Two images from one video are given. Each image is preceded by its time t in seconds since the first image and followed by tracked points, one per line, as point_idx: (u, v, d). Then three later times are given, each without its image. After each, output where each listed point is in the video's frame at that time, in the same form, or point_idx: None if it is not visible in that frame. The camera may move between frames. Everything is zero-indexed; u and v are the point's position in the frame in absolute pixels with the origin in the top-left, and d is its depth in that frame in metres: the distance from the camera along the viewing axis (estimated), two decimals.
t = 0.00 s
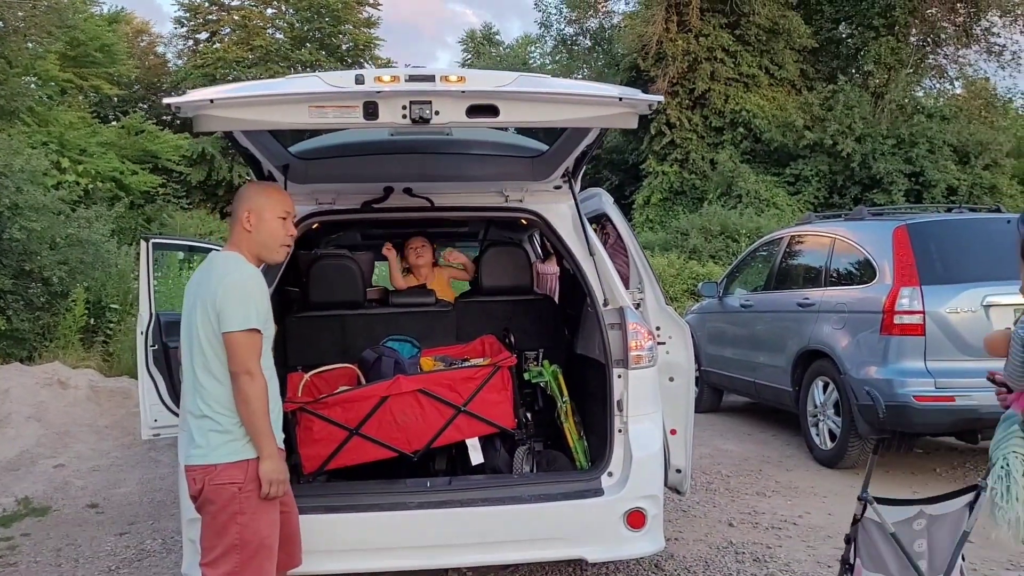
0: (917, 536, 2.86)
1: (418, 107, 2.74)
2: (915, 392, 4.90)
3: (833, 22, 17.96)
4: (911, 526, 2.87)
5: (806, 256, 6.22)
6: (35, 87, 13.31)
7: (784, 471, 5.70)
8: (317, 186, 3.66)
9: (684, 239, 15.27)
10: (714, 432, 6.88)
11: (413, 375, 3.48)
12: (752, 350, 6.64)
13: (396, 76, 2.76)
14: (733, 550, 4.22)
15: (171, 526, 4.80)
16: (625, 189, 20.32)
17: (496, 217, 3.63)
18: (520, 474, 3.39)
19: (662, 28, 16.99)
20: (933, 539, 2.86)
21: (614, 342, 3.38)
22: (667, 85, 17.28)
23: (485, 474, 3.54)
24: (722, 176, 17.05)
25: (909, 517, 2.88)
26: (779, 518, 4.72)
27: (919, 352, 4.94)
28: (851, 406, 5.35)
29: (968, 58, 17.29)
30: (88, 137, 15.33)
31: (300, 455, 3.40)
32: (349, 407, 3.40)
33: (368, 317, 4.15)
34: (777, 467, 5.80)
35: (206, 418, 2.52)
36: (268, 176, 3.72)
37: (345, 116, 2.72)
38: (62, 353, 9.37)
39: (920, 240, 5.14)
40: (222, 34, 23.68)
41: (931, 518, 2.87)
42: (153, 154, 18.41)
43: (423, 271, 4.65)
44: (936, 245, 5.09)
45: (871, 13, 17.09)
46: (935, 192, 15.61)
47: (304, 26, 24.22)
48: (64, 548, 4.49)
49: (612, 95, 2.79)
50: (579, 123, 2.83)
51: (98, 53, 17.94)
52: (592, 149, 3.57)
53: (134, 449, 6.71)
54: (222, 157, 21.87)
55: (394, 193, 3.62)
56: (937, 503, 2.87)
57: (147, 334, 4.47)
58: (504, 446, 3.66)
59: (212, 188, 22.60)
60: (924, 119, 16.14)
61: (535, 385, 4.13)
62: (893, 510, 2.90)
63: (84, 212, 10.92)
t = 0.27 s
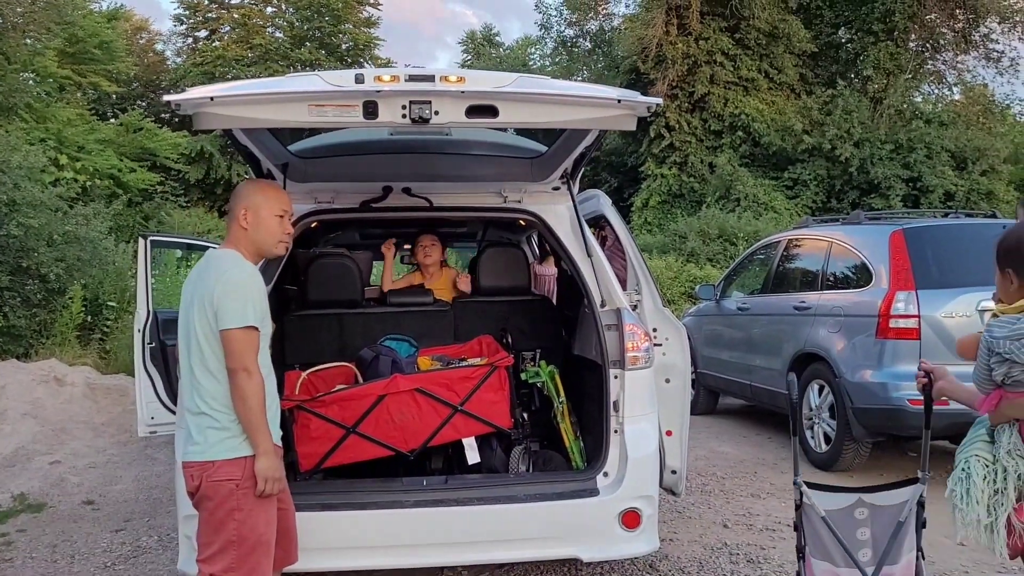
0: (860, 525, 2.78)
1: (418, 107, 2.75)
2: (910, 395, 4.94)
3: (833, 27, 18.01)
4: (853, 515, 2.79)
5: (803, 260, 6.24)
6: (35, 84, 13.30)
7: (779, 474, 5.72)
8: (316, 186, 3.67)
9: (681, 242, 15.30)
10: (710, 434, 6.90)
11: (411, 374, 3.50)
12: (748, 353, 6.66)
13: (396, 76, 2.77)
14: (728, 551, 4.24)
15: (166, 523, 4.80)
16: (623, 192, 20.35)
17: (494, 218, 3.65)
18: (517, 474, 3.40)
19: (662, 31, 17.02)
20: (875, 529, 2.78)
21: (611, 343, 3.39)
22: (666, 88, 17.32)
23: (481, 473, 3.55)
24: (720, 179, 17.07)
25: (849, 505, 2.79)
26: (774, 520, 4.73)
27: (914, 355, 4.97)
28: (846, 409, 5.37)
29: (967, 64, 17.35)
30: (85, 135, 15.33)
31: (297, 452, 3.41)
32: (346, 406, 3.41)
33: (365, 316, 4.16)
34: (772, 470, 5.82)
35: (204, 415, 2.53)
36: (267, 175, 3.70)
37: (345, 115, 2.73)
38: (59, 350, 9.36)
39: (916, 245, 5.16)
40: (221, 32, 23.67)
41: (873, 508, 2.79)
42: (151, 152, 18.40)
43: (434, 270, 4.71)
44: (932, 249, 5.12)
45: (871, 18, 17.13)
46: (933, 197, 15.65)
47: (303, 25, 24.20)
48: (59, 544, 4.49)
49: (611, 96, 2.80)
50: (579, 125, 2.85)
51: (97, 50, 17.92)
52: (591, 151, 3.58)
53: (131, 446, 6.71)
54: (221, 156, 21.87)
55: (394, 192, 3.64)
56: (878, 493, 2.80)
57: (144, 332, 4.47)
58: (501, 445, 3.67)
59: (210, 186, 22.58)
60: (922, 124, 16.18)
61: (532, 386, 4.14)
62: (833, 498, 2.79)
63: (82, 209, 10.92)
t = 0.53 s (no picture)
0: (820, 521, 2.77)
1: (421, 108, 2.77)
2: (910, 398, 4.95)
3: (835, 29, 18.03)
4: (814, 511, 2.78)
5: (804, 262, 6.25)
6: (39, 83, 13.35)
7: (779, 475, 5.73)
8: (318, 186, 3.66)
9: (683, 244, 15.30)
10: (710, 436, 6.90)
11: (412, 374, 3.52)
12: (749, 355, 6.67)
13: (398, 77, 2.79)
14: (728, 553, 4.25)
15: (169, 520, 4.82)
16: (624, 194, 20.36)
17: (496, 219, 3.66)
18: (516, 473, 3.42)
19: (664, 33, 17.04)
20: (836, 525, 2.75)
21: (611, 343, 3.41)
22: (668, 89, 17.34)
23: (481, 472, 3.58)
24: (722, 182, 17.10)
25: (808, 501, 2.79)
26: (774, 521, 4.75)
27: (915, 358, 4.95)
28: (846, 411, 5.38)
29: (969, 66, 17.36)
30: (88, 135, 15.38)
31: (299, 451, 3.43)
32: (348, 405, 3.42)
33: (367, 316, 4.19)
34: (772, 471, 5.83)
35: (207, 413, 2.54)
36: (270, 174, 3.72)
37: (349, 116, 2.75)
38: (61, 349, 9.39)
39: (917, 247, 5.17)
40: (223, 33, 23.70)
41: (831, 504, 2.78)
42: (153, 152, 18.43)
43: (440, 272, 4.75)
44: (933, 252, 5.14)
45: (873, 20, 17.15)
46: (935, 200, 15.64)
47: (305, 27, 24.21)
48: (64, 541, 4.51)
49: (612, 99, 2.81)
50: (579, 126, 2.87)
51: (100, 51, 17.96)
52: (592, 152, 3.60)
53: (133, 444, 6.73)
54: (222, 157, 21.89)
55: (395, 193, 3.65)
56: (837, 490, 2.79)
57: (147, 330, 4.50)
58: (501, 445, 3.70)
59: (211, 187, 22.61)
60: (925, 127, 16.19)
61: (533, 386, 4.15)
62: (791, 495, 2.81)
63: (85, 209, 10.95)
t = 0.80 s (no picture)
0: (775, 511, 2.79)
1: (423, 109, 2.79)
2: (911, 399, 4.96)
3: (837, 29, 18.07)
4: (768, 502, 2.80)
5: (805, 263, 6.26)
6: (43, 82, 13.37)
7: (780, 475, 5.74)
8: (321, 186, 3.68)
9: (684, 244, 15.32)
10: (711, 437, 6.92)
11: (414, 374, 3.53)
12: (750, 356, 6.67)
13: (401, 78, 2.80)
14: (728, 553, 4.26)
15: (172, 518, 4.84)
16: (625, 194, 20.39)
17: (498, 219, 3.67)
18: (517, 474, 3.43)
19: (666, 33, 17.05)
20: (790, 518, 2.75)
21: (612, 343, 3.42)
22: (670, 90, 17.35)
23: (482, 472, 3.59)
24: (724, 182, 17.11)
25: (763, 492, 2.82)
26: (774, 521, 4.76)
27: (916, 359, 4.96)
28: (847, 412, 5.38)
29: (972, 67, 17.36)
30: (91, 134, 15.41)
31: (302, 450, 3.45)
32: (349, 404, 3.43)
33: (369, 316, 4.21)
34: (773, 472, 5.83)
35: (216, 412, 2.55)
36: (273, 175, 3.71)
37: (351, 117, 2.76)
38: (64, 348, 9.42)
39: (918, 248, 5.18)
40: (226, 33, 23.74)
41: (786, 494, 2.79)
42: (155, 152, 18.45)
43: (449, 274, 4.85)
44: (934, 253, 5.15)
45: (876, 21, 17.14)
46: (937, 201, 15.64)
47: (308, 27, 24.23)
48: (67, 539, 4.54)
49: (614, 100, 2.82)
50: (582, 127, 2.88)
51: (102, 50, 17.98)
52: (593, 153, 3.61)
53: (136, 443, 6.75)
54: (225, 156, 21.91)
55: (397, 194, 3.66)
56: (787, 480, 2.81)
57: (149, 330, 4.51)
58: (502, 445, 3.72)
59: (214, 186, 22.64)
60: (927, 127, 16.18)
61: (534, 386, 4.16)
62: (746, 486, 2.85)
63: (88, 209, 10.98)
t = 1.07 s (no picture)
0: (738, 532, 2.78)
1: (426, 109, 2.79)
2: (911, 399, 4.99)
3: (839, 31, 18.11)
4: (732, 524, 2.81)
5: (807, 263, 6.26)
6: (45, 82, 13.40)
7: (781, 476, 5.74)
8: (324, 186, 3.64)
9: (686, 245, 15.32)
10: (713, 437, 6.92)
11: (417, 373, 3.53)
12: (752, 356, 6.68)
13: (404, 79, 2.81)
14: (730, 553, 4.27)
15: (174, 518, 4.85)
16: (627, 194, 20.39)
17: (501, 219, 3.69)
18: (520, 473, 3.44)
19: (668, 34, 17.07)
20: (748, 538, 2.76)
21: (615, 342, 3.42)
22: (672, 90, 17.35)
23: (485, 471, 3.60)
24: (726, 183, 17.12)
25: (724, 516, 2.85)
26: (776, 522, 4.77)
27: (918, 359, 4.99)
28: (849, 412, 5.39)
29: (974, 68, 17.37)
30: (94, 134, 15.44)
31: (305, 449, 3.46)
32: (352, 403, 3.43)
33: (371, 315, 4.22)
34: (775, 472, 5.84)
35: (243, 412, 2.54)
36: (275, 177, 3.59)
37: (355, 117, 2.77)
38: (66, 348, 9.44)
39: (919, 248, 5.18)
40: (229, 33, 23.76)
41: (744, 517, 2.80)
42: (158, 152, 18.47)
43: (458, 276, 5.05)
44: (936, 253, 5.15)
45: (877, 22, 17.14)
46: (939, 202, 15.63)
47: (311, 27, 24.25)
48: (69, 538, 4.55)
49: (617, 100, 2.83)
50: (585, 127, 2.89)
51: (105, 50, 18.02)
52: (596, 153, 3.62)
53: (137, 443, 6.76)
54: (227, 157, 21.93)
55: (400, 194, 3.68)
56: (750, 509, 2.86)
57: (152, 330, 4.53)
58: (505, 444, 3.73)
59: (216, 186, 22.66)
60: (929, 129, 16.18)
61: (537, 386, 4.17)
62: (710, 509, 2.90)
63: (90, 209, 11.00)
